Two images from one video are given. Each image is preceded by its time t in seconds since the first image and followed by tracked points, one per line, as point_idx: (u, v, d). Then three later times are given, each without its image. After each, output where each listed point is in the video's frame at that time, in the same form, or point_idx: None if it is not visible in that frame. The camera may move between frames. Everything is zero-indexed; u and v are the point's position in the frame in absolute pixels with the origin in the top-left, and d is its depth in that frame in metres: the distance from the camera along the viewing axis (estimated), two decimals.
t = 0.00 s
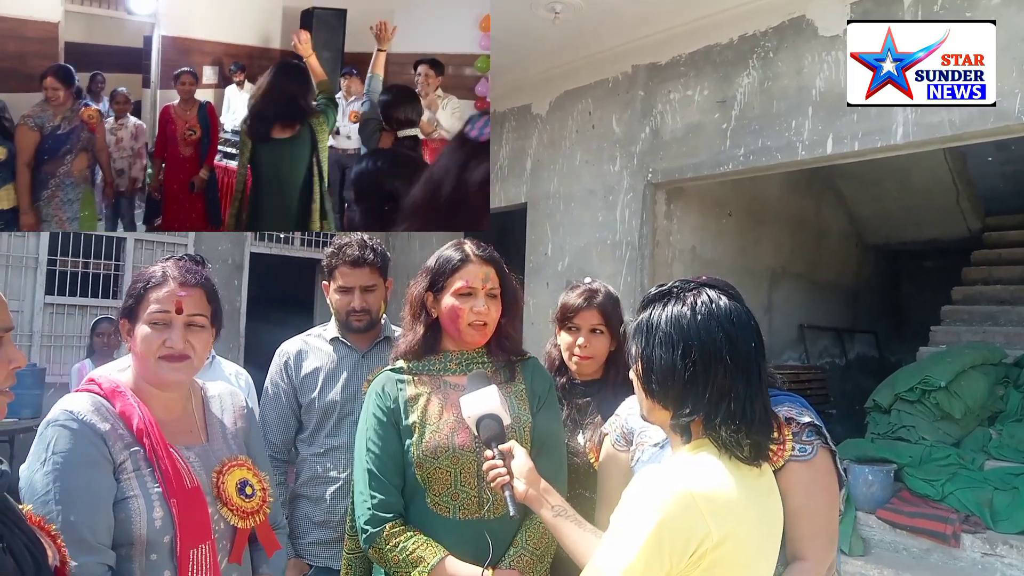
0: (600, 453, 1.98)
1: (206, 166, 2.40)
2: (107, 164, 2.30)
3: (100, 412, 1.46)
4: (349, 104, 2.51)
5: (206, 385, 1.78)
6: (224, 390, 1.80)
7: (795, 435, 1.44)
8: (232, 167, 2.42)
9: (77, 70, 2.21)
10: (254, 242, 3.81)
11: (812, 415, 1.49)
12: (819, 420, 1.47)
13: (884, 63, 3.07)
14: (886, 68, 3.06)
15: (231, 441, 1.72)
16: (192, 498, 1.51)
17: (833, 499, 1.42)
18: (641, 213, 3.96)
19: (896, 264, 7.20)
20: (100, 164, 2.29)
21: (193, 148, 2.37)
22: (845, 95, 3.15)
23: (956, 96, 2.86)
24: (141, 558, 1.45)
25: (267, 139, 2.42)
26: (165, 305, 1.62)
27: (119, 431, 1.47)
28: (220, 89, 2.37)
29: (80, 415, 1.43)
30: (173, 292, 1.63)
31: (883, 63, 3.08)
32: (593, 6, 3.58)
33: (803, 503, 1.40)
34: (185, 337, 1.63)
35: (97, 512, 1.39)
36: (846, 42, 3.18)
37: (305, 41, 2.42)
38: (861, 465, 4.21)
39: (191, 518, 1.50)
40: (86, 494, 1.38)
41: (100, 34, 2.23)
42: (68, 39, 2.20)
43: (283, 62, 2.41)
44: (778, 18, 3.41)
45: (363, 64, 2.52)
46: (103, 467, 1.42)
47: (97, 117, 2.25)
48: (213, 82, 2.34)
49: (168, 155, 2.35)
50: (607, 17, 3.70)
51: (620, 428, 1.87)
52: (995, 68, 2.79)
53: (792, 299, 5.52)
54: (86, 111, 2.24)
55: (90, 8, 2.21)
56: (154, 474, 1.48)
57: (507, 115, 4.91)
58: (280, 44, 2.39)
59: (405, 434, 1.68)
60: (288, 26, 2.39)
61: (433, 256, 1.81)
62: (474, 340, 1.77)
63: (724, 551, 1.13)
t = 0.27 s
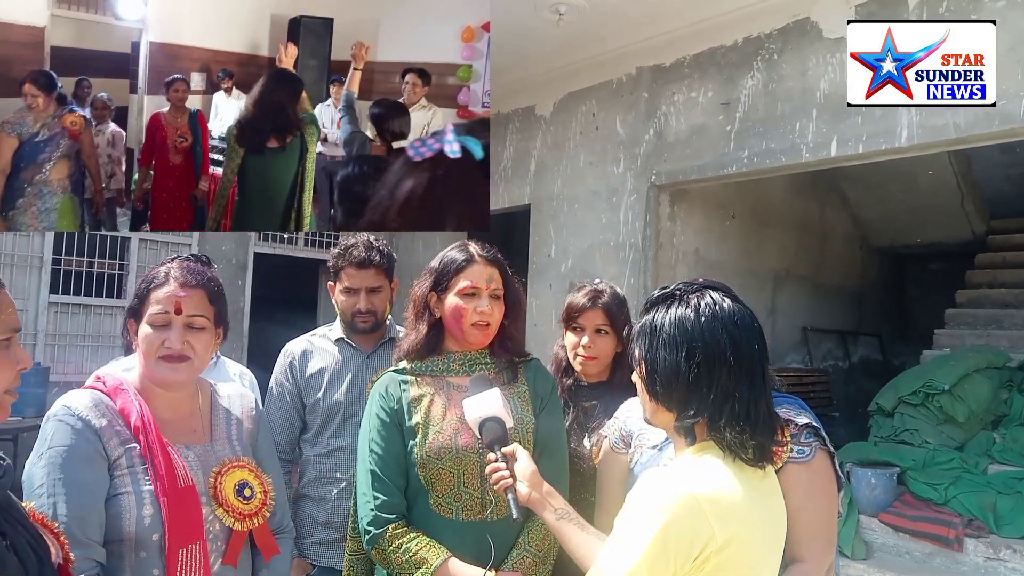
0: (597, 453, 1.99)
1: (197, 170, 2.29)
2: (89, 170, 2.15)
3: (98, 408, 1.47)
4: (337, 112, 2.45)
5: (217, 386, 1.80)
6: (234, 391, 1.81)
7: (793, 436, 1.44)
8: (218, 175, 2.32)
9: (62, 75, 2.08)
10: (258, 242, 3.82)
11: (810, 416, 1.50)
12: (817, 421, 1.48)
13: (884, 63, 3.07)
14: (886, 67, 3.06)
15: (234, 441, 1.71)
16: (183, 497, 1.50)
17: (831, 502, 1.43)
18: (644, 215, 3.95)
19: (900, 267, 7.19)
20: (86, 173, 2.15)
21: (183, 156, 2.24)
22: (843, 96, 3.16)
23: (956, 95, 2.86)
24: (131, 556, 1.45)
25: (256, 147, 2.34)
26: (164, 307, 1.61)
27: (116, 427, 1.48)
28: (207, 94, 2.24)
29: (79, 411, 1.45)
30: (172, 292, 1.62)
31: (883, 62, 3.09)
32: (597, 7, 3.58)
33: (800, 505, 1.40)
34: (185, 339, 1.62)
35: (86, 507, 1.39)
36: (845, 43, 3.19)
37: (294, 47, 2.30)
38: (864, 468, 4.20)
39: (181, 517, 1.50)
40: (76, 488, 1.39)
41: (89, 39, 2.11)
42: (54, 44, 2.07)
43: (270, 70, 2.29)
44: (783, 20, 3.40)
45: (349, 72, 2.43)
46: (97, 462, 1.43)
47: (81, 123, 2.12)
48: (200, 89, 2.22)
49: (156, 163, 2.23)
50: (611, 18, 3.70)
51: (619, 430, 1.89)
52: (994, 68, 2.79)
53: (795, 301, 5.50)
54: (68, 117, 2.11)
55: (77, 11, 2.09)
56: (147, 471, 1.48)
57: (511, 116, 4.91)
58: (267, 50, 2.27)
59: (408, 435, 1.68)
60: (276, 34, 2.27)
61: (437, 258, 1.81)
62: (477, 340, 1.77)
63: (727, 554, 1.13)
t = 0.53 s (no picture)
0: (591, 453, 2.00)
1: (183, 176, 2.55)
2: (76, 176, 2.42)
3: (92, 409, 1.48)
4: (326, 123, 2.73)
5: (213, 387, 1.80)
6: (232, 392, 1.81)
7: (787, 437, 1.46)
8: (204, 181, 2.57)
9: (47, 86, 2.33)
10: (256, 244, 3.82)
11: (802, 417, 1.52)
12: (810, 422, 1.50)
13: (884, 63, 3.07)
14: (886, 67, 3.06)
15: (231, 443, 1.72)
16: (176, 498, 1.50)
17: (823, 502, 1.44)
18: (642, 216, 3.96)
19: (898, 270, 7.20)
20: (74, 178, 2.42)
21: (173, 165, 2.52)
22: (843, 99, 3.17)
23: (956, 95, 2.86)
24: (124, 557, 1.45)
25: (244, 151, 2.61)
26: (167, 310, 1.61)
27: (110, 428, 1.48)
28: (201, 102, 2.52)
29: (73, 412, 1.46)
30: (174, 294, 1.62)
31: (883, 62, 3.08)
32: (596, 9, 3.58)
33: (793, 506, 1.42)
34: (186, 342, 1.61)
35: (79, 507, 1.39)
36: (844, 45, 3.20)
37: (286, 59, 2.60)
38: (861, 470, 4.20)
39: (175, 518, 1.50)
40: (69, 489, 1.39)
41: (80, 47, 2.36)
42: (47, 50, 2.32)
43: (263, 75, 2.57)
44: (782, 22, 3.41)
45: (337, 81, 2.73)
46: (90, 463, 1.43)
47: (67, 131, 2.37)
48: (193, 96, 2.49)
49: (146, 170, 2.49)
50: (609, 19, 3.71)
51: (613, 431, 1.89)
52: (995, 68, 2.79)
53: (793, 303, 5.51)
54: (56, 126, 2.36)
55: (71, 20, 2.35)
56: (140, 471, 1.49)
57: (510, 118, 4.92)
58: (261, 60, 2.56)
59: (405, 437, 1.68)
60: (267, 44, 2.56)
61: (436, 261, 1.81)
62: (473, 344, 1.77)
63: (726, 556, 1.13)
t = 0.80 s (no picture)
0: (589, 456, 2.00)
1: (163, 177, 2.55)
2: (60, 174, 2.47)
3: (92, 411, 1.48)
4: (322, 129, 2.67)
5: (206, 388, 1.80)
6: (225, 393, 1.82)
7: (784, 436, 1.46)
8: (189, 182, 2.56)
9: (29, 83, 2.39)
10: (255, 246, 3.82)
11: (799, 417, 1.52)
12: (806, 422, 1.51)
13: (884, 62, 3.07)
14: (886, 67, 3.06)
15: (228, 443, 1.73)
16: (181, 499, 1.52)
17: (819, 501, 1.45)
18: (641, 217, 3.96)
19: (897, 269, 7.21)
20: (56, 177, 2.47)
21: (157, 170, 2.54)
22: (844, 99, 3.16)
23: (956, 95, 2.86)
24: (129, 558, 1.45)
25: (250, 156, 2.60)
26: (177, 316, 1.60)
27: (111, 431, 1.48)
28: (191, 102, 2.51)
29: (73, 415, 1.45)
30: (181, 296, 1.62)
31: (883, 62, 3.09)
32: (594, 10, 3.58)
33: (790, 506, 1.42)
34: (196, 348, 1.61)
35: (83, 510, 1.39)
36: (846, 45, 3.19)
37: (276, 59, 2.57)
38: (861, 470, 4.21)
39: (180, 519, 1.51)
40: (73, 492, 1.39)
41: (68, 44, 2.42)
42: (37, 49, 2.38)
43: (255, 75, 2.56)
44: (780, 23, 3.41)
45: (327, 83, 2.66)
46: (93, 466, 1.43)
47: (48, 128, 2.43)
48: (183, 96, 2.49)
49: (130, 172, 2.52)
50: (607, 21, 3.71)
51: (608, 432, 1.89)
52: (994, 68, 2.80)
53: (792, 303, 5.52)
54: (36, 125, 2.42)
55: (60, 19, 2.40)
56: (143, 474, 1.49)
57: (508, 119, 4.93)
58: (252, 59, 2.55)
59: (404, 437, 1.68)
60: (258, 44, 2.55)
61: (435, 263, 1.81)
62: (472, 345, 1.77)
63: (724, 557, 1.13)
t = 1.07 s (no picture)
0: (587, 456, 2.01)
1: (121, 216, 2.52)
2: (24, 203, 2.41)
3: (91, 411, 1.46)
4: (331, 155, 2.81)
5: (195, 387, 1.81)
6: (214, 390, 1.83)
7: (780, 431, 1.47)
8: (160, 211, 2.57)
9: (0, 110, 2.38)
10: (252, 245, 3.81)
11: (795, 413, 1.53)
12: (802, 417, 1.51)
13: (884, 63, 3.07)
14: (886, 67, 3.05)
15: (222, 440, 1.74)
16: (184, 496, 1.52)
17: (816, 495, 1.45)
18: (639, 215, 3.96)
19: (894, 266, 7.22)
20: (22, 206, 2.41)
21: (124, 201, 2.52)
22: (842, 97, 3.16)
23: (956, 95, 2.86)
24: (134, 558, 1.44)
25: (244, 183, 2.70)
26: (186, 318, 1.59)
27: (111, 430, 1.47)
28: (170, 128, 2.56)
29: (73, 415, 1.44)
30: (190, 299, 1.61)
31: (883, 62, 3.08)
32: (591, 8, 3.58)
33: (787, 499, 1.42)
34: (201, 350, 1.61)
35: (90, 511, 1.38)
36: (845, 43, 3.18)
37: (256, 83, 2.64)
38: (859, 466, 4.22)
39: (184, 516, 1.51)
40: (78, 493, 1.37)
41: (46, 69, 2.42)
42: (14, 74, 2.39)
43: (233, 103, 2.63)
44: (777, 20, 3.41)
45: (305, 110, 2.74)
46: (96, 466, 1.42)
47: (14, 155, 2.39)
48: (162, 121, 2.54)
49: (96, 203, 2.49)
50: (604, 18, 3.71)
51: (606, 429, 1.90)
52: (995, 68, 2.79)
53: (790, 300, 5.52)
54: None
55: (40, 44, 2.39)
56: (147, 472, 1.49)
57: (506, 117, 4.92)
58: (232, 84, 2.60)
59: (402, 433, 1.68)
60: (238, 69, 2.59)
61: (432, 259, 1.81)
62: (474, 341, 1.77)
63: (722, 553, 1.14)
